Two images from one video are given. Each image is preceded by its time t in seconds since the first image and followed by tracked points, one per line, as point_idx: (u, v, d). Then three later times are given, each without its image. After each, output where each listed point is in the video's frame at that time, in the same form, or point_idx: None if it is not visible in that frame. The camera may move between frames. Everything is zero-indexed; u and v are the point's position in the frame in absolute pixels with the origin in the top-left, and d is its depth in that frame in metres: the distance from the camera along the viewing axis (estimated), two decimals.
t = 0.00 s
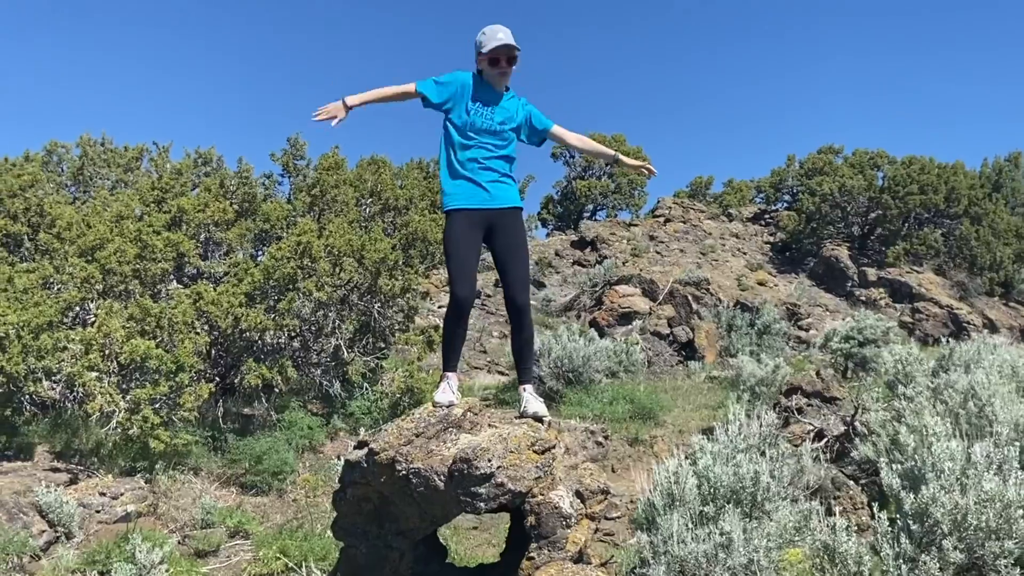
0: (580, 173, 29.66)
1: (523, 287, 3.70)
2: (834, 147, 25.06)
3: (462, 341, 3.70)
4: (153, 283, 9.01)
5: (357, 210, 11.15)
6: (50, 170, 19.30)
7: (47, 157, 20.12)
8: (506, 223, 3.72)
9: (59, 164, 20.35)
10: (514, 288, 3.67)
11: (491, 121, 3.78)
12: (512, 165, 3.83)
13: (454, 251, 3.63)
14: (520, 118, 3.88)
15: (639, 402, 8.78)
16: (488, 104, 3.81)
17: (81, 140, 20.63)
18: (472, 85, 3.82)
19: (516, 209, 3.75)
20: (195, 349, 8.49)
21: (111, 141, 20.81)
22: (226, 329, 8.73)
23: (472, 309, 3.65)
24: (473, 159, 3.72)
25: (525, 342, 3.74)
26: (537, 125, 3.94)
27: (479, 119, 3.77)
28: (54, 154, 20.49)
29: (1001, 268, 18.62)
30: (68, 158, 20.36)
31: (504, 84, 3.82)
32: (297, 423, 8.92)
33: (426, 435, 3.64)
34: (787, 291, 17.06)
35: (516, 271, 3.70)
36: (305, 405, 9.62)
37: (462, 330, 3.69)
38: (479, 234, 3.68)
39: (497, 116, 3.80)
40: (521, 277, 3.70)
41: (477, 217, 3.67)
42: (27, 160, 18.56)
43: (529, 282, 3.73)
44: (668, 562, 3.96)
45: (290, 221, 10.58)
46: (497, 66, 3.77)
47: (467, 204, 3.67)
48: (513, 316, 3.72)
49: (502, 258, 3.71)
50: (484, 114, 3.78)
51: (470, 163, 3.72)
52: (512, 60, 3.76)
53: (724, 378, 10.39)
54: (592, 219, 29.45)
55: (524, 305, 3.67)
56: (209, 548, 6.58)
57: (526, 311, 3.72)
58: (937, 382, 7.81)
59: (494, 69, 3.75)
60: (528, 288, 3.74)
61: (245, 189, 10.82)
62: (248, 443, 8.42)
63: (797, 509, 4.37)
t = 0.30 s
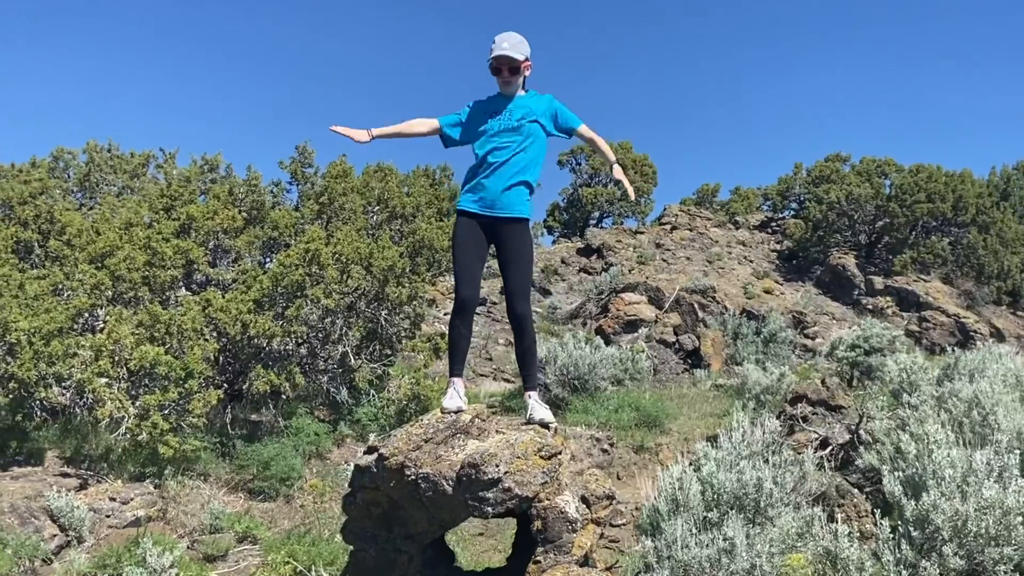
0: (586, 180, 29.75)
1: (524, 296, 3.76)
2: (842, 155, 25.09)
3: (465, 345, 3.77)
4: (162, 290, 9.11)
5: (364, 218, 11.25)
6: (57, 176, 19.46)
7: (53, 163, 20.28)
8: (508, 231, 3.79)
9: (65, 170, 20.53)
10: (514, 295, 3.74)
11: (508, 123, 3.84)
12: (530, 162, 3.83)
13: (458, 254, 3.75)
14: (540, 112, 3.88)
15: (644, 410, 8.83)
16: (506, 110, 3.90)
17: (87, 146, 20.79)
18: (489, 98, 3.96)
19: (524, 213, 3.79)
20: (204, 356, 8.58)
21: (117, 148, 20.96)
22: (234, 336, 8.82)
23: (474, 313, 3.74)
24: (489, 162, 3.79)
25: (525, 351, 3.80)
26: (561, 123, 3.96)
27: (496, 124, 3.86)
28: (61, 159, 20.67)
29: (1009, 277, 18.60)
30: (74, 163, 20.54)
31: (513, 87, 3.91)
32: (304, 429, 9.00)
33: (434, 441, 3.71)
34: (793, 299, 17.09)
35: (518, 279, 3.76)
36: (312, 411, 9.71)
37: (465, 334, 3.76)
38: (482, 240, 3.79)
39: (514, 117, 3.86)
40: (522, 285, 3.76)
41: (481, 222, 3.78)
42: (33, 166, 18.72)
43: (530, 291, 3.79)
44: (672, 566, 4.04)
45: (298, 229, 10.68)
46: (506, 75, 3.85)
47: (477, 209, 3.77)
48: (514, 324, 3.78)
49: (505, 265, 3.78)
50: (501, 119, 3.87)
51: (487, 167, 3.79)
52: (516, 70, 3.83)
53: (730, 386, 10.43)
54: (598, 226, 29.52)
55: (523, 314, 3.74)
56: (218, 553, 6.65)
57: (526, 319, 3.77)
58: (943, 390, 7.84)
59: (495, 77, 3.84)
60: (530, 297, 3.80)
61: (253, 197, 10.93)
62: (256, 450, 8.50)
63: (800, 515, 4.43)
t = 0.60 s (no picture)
0: (592, 184, 29.81)
1: (533, 294, 3.72)
2: (850, 160, 25.08)
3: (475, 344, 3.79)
4: (172, 293, 9.19)
5: (373, 223, 11.32)
6: (64, 179, 19.61)
7: (59, 167, 20.47)
8: (519, 227, 3.76)
9: (71, 173, 20.72)
10: (523, 292, 3.71)
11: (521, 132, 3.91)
12: (539, 166, 3.84)
13: (472, 256, 3.83)
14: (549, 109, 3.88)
15: (652, 415, 8.85)
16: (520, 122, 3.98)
17: (93, 149, 20.96)
18: (505, 113, 4.07)
19: (532, 211, 3.76)
20: (214, 359, 8.65)
21: (123, 151, 21.12)
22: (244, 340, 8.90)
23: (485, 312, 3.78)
24: (507, 173, 3.89)
25: (536, 350, 3.78)
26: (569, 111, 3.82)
27: (512, 138, 3.96)
28: (67, 163, 20.86)
29: (1018, 283, 18.53)
30: (79, 167, 20.73)
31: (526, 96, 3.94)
32: (313, 433, 9.06)
33: (447, 442, 3.74)
34: (800, 305, 17.09)
35: (527, 276, 3.72)
36: (320, 415, 9.79)
37: (476, 334, 3.80)
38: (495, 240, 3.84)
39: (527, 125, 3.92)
40: (531, 282, 3.72)
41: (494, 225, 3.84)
42: (39, 170, 18.87)
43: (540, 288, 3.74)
44: (681, 566, 4.09)
45: (307, 233, 10.76)
46: (518, 85, 3.91)
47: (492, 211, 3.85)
48: (524, 323, 3.77)
49: (515, 262, 3.76)
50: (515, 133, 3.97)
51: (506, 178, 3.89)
52: (529, 79, 3.88)
53: (736, 391, 10.45)
54: (605, 231, 29.57)
55: (532, 311, 3.70)
56: (229, 554, 6.70)
57: (535, 317, 3.74)
58: (951, 395, 7.84)
59: (509, 85, 3.91)
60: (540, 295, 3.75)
61: (263, 201, 11.02)
62: (265, 452, 8.56)
63: (808, 517, 4.47)
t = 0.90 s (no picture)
0: (599, 186, 29.87)
1: (566, 304, 3.87)
2: (857, 162, 25.06)
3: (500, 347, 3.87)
4: (185, 294, 9.29)
5: (383, 224, 11.40)
6: (70, 178, 19.77)
7: (65, 167, 20.65)
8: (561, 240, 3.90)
9: (77, 172, 20.88)
10: (558, 301, 3.85)
11: (551, 144, 3.95)
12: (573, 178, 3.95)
13: (506, 260, 3.89)
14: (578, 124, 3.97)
15: (660, 416, 8.89)
16: (546, 131, 4.01)
17: (99, 149, 21.12)
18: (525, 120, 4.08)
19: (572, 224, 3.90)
20: (226, 359, 8.74)
21: (129, 151, 21.27)
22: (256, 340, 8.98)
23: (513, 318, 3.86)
24: (539, 185, 3.94)
25: (559, 358, 3.91)
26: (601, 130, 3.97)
27: (540, 147, 3.98)
28: (73, 163, 21.04)
29: None
30: (85, 166, 20.90)
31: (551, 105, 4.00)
32: (324, 433, 9.15)
33: (463, 440, 3.78)
34: (807, 307, 17.11)
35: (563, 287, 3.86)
36: (331, 415, 9.89)
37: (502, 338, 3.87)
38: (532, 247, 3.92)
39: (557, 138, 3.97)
40: (566, 293, 3.86)
41: (532, 232, 3.91)
42: (45, 170, 19.02)
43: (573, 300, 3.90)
44: (693, 564, 4.17)
45: (317, 234, 10.85)
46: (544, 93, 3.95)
47: (529, 220, 3.91)
48: (553, 330, 3.90)
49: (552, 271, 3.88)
50: (542, 140, 4.00)
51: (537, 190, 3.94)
52: (555, 88, 3.92)
53: (744, 393, 10.49)
54: (611, 232, 29.62)
55: (564, 320, 3.85)
56: (243, 552, 6.79)
57: (564, 327, 3.89)
58: (959, 397, 7.86)
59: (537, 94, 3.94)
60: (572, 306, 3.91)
61: (274, 202, 11.11)
62: (277, 452, 8.64)
63: (817, 516, 4.53)
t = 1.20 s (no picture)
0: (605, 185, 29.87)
1: (587, 305, 3.94)
2: (864, 161, 25.00)
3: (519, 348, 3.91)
4: (194, 295, 9.35)
5: (392, 225, 11.45)
6: (73, 177, 19.85)
7: (69, 166, 20.76)
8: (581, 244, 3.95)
9: (81, 171, 20.98)
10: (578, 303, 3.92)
11: (562, 157, 3.97)
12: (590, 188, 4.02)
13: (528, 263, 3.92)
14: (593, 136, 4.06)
15: (667, 417, 8.90)
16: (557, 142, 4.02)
17: (102, 148, 21.20)
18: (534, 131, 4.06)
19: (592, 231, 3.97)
20: (236, 360, 8.79)
21: (133, 150, 21.34)
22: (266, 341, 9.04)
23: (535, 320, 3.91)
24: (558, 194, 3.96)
25: (577, 358, 3.99)
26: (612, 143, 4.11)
27: (555, 159, 4.00)
28: (76, 161, 21.15)
29: None
30: (88, 165, 20.99)
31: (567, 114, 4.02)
32: (333, 433, 9.20)
33: (478, 442, 3.86)
34: (814, 307, 17.09)
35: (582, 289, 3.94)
36: (340, 415, 9.96)
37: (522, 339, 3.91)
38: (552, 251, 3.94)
39: (566, 151, 4.01)
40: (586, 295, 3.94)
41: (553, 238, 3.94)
42: (50, 169, 19.11)
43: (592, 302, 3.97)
44: (704, 563, 4.21)
45: (326, 234, 10.90)
46: (566, 99, 3.94)
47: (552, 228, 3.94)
48: (572, 330, 3.95)
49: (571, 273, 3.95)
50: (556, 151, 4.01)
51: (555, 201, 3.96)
52: (579, 95, 3.95)
53: (751, 393, 10.49)
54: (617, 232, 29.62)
55: (585, 321, 3.92)
56: (254, 552, 6.83)
57: (583, 328, 3.95)
58: (966, 397, 7.86)
59: (563, 99, 3.91)
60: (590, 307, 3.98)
61: (282, 203, 11.16)
62: (286, 452, 8.70)
63: (826, 517, 4.56)
